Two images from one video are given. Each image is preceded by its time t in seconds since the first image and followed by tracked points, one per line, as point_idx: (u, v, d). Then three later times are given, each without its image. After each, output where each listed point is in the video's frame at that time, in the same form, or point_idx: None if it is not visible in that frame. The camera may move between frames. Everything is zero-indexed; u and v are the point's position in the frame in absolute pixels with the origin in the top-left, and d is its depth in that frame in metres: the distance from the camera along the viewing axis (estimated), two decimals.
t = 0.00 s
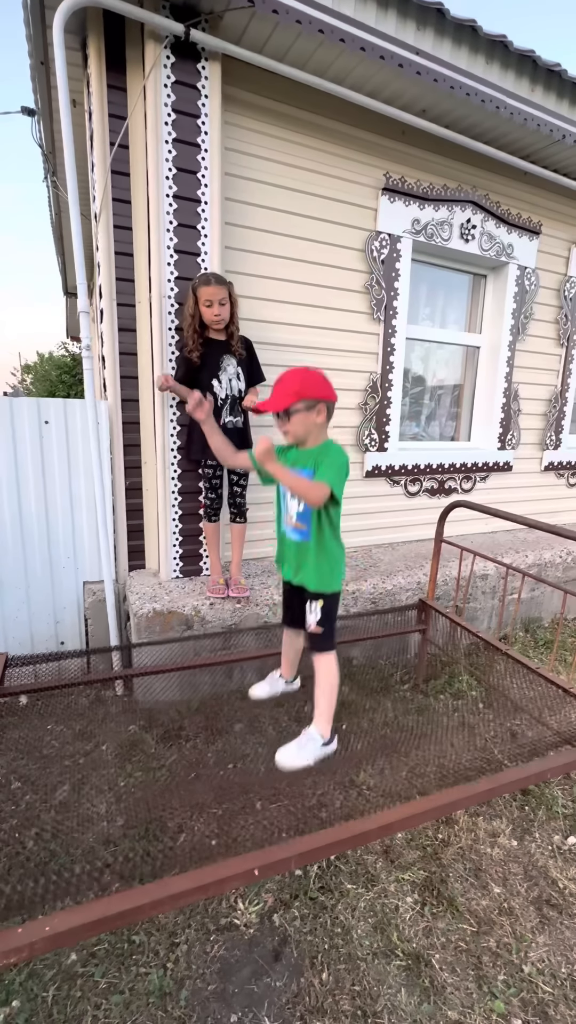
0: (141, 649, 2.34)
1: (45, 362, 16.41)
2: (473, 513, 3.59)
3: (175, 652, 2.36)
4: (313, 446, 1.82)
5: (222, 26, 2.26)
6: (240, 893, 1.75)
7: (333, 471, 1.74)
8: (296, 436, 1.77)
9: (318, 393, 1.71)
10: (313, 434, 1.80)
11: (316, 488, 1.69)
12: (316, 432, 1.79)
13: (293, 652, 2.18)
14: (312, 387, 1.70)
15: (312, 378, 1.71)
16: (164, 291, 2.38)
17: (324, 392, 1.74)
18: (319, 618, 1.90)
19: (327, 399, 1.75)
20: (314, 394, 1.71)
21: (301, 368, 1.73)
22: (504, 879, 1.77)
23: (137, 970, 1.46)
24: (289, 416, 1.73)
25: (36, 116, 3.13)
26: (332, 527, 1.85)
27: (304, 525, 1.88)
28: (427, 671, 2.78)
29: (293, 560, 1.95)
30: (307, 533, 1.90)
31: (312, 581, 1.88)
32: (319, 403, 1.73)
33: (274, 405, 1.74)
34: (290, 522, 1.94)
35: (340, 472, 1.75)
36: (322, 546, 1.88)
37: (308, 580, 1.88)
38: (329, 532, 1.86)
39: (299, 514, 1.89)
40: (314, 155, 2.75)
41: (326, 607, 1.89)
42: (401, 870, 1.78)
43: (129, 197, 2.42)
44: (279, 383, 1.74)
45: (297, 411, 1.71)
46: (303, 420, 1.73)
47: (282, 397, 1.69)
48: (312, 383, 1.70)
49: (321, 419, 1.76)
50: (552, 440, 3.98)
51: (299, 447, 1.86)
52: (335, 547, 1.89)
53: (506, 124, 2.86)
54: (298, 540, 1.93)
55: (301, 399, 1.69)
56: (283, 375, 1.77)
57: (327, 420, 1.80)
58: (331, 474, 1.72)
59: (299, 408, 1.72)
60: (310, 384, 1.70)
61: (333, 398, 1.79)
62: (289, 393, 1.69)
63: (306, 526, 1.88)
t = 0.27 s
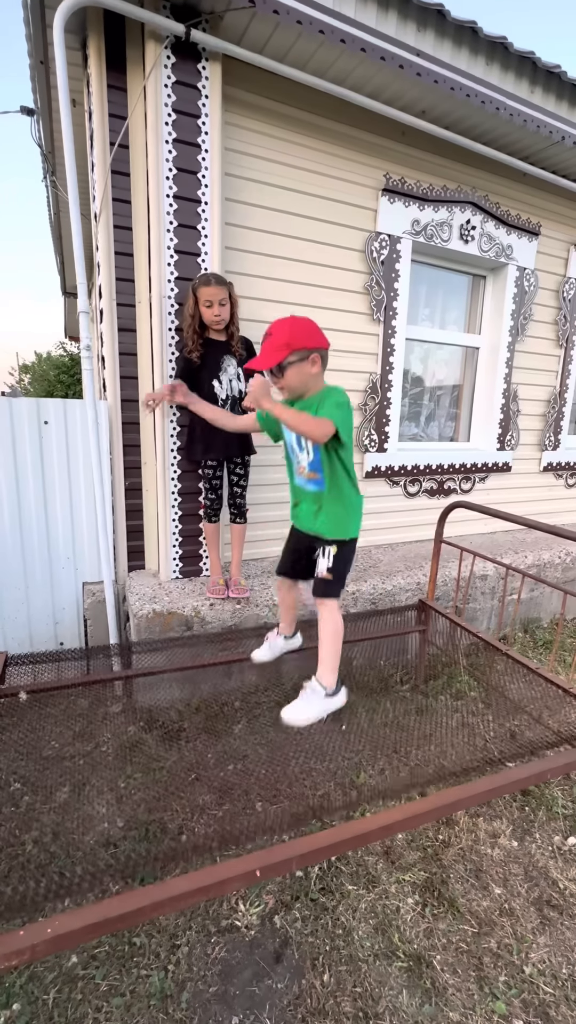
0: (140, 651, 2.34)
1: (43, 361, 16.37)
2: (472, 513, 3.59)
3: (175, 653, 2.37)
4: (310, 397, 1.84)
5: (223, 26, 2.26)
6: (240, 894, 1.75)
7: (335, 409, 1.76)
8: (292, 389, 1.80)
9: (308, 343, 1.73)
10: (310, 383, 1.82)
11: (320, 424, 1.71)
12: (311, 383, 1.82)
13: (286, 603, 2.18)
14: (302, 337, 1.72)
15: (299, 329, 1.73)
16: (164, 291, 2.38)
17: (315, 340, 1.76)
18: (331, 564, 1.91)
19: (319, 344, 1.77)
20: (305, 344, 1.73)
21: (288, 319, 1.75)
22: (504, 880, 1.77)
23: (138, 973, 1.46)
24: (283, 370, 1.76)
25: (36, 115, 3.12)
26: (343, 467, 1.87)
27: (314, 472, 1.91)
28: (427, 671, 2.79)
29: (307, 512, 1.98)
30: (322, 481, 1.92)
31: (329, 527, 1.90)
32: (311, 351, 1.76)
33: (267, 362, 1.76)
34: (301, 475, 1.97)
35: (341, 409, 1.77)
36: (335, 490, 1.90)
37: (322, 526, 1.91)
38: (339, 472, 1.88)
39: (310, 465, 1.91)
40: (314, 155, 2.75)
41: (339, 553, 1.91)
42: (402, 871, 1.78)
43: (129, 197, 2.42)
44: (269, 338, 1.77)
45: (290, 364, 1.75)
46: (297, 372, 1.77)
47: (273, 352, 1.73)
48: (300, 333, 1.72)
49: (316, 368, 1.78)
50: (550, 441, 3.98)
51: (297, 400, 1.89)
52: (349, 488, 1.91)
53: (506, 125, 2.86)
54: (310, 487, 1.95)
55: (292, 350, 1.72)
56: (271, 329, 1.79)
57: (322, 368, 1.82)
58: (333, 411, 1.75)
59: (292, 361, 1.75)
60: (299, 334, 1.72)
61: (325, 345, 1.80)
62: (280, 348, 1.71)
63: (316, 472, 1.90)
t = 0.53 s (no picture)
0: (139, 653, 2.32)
1: (41, 361, 16.38)
2: (471, 514, 3.60)
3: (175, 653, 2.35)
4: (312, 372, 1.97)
5: (223, 27, 2.26)
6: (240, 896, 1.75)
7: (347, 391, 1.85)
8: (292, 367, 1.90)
9: (299, 320, 1.84)
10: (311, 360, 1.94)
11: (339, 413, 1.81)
12: (307, 359, 1.93)
13: (278, 547, 2.29)
14: (293, 315, 1.82)
15: (288, 307, 1.83)
16: (164, 292, 2.37)
17: (308, 319, 1.86)
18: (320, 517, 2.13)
19: (314, 321, 1.87)
20: (297, 321, 1.83)
21: (279, 303, 1.86)
22: (504, 881, 1.78)
23: (139, 976, 1.46)
24: (282, 354, 1.86)
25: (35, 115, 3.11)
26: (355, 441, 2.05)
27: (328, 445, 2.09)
28: (426, 672, 2.79)
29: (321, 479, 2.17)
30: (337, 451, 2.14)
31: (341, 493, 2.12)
32: (306, 330, 1.86)
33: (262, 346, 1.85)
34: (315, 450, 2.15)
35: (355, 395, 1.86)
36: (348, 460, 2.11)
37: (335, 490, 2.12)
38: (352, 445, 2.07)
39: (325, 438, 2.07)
40: (314, 156, 2.75)
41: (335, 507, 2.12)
42: (402, 873, 1.78)
43: (129, 198, 2.41)
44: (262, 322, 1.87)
45: (287, 347, 1.85)
46: (295, 349, 1.87)
47: (269, 337, 1.82)
48: (291, 312, 1.82)
49: (313, 345, 1.89)
50: (549, 442, 3.99)
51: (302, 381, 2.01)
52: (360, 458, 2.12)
53: (506, 127, 2.87)
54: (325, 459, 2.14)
55: (287, 332, 1.82)
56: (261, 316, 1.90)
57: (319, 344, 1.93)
58: (343, 397, 1.82)
59: (289, 339, 1.84)
60: (291, 313, 1.83)
61: (318, 321, 1.90)
62: (274, 329, 1.81)
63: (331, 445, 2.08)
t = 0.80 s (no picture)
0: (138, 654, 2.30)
1: (39, 362, 16.36)
2: (470, 515, 3.60)
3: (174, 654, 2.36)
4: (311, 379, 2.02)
5: (223, 28, 2.26)
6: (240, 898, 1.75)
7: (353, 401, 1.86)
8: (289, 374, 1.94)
9: (295, 329, 1.87)
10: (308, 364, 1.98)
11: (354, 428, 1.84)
12: (305, 366, 1.97)
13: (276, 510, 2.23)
14: (289, 324, 1.85)
15: (284, 316, 1.86)
16: (164, 293, 2.37)
17: (304, 325, 1.89)
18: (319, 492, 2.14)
19: (309, 327, 1.91)
20: (293, 331, 1.86)
21: (274, 309, 1.88)
22: (504, 883, 1.78)
23: (138, 978, 1.45)
24: (278, 361, 1.90)
25: (34, 115, 3.11)
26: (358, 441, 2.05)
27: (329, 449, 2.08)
28: (426, 673, 2.79)
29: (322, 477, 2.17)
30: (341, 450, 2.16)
31: (347, 489, 2.15)
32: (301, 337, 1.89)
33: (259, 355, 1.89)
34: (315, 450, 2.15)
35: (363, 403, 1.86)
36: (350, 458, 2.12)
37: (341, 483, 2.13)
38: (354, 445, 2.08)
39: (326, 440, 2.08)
40: (314, 157, 2.75)
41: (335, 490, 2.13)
42: (402, 874, 1.78)
43: (129, 198, 2.41)
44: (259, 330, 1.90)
45: (283, 355, 1.89)
46: (293, 357, 1.91)
47: (265, 345, 1.86)
48: (287, 320, 1.85)
49: (309, 352, 1.93)
50: (548, 443, 3.99)
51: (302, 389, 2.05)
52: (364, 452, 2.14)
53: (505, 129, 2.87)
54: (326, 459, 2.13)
55: (284, 340, 1.86)
56: (258, 323, 1.92)
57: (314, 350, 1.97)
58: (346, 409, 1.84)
59: (286, 348, 1.88)
60: (287, 321, 1.85)
61: (313, 327, 1.94)
62: (270, 339, 1.85)
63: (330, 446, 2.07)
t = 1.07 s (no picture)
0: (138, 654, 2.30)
1: (38, 362, 16.33)
2: (469, 516, 3.61)
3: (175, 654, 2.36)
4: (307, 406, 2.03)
5: (224, 28, 2.26)
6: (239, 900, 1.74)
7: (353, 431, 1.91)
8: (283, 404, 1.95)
9: (287, 360, 1.87)
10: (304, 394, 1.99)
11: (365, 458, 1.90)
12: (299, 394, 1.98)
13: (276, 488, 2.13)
14: (280, 355, 1.85)
15: (275, 347, 1.85)
16: (164, 293, 2.37)
17: (296, 355, 1.89)
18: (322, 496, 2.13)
19: (301, 357, 1.91)
20: (285, 361, 1.86)
21: (266, 339, 1.88)
22: (503, 884, 1.78)
23: (138, 980, 1.45)
24: (270, 391, 1.90)
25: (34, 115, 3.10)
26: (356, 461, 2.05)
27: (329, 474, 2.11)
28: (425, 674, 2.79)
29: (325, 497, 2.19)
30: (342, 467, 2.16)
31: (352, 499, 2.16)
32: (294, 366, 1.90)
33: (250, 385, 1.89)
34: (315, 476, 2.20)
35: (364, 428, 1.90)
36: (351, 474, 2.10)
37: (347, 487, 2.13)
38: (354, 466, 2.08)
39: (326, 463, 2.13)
40: (315, 158, 2.75)
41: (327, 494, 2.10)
42: (401, 876, 1.78)
43: (129, 199, 2.41)
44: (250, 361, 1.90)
45: (276, 385, 1.89)
46: (285, 387, 1.91)
47: (257, 375, 1.85)
48: (278, 352, 1.85)
49: (302, 381, 1.93)
50: (547, 444, 3.99)
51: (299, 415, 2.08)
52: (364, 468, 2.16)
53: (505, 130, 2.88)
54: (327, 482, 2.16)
55: (276, 371, 1.86)
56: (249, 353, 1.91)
57: (308, 377, 1.98)
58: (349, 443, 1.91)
59: (278, 378, 1.88)
60: (278, 352, 1.85)
61: (304, 356, 1.94)
62: (262, 370, 1.84)
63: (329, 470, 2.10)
